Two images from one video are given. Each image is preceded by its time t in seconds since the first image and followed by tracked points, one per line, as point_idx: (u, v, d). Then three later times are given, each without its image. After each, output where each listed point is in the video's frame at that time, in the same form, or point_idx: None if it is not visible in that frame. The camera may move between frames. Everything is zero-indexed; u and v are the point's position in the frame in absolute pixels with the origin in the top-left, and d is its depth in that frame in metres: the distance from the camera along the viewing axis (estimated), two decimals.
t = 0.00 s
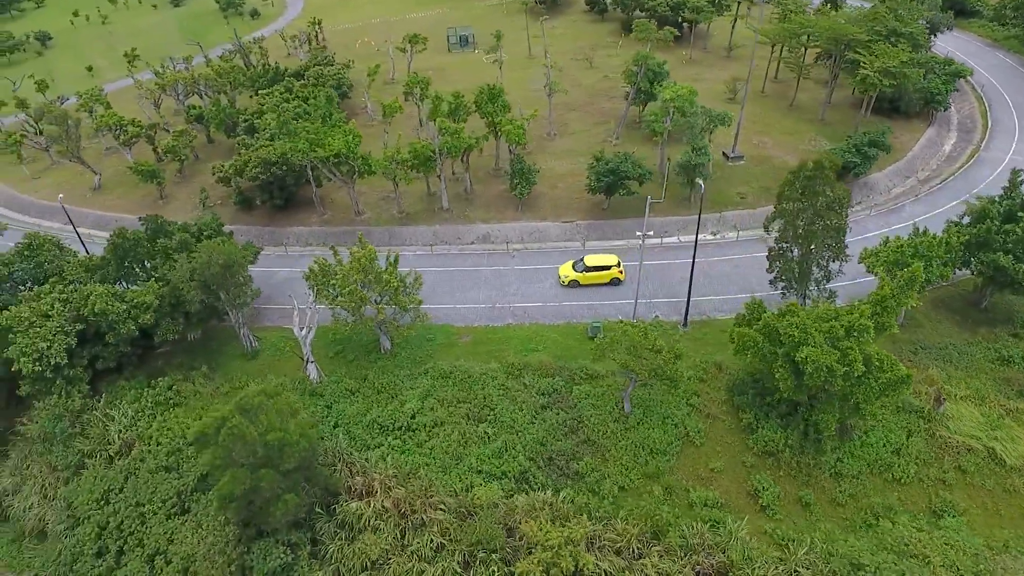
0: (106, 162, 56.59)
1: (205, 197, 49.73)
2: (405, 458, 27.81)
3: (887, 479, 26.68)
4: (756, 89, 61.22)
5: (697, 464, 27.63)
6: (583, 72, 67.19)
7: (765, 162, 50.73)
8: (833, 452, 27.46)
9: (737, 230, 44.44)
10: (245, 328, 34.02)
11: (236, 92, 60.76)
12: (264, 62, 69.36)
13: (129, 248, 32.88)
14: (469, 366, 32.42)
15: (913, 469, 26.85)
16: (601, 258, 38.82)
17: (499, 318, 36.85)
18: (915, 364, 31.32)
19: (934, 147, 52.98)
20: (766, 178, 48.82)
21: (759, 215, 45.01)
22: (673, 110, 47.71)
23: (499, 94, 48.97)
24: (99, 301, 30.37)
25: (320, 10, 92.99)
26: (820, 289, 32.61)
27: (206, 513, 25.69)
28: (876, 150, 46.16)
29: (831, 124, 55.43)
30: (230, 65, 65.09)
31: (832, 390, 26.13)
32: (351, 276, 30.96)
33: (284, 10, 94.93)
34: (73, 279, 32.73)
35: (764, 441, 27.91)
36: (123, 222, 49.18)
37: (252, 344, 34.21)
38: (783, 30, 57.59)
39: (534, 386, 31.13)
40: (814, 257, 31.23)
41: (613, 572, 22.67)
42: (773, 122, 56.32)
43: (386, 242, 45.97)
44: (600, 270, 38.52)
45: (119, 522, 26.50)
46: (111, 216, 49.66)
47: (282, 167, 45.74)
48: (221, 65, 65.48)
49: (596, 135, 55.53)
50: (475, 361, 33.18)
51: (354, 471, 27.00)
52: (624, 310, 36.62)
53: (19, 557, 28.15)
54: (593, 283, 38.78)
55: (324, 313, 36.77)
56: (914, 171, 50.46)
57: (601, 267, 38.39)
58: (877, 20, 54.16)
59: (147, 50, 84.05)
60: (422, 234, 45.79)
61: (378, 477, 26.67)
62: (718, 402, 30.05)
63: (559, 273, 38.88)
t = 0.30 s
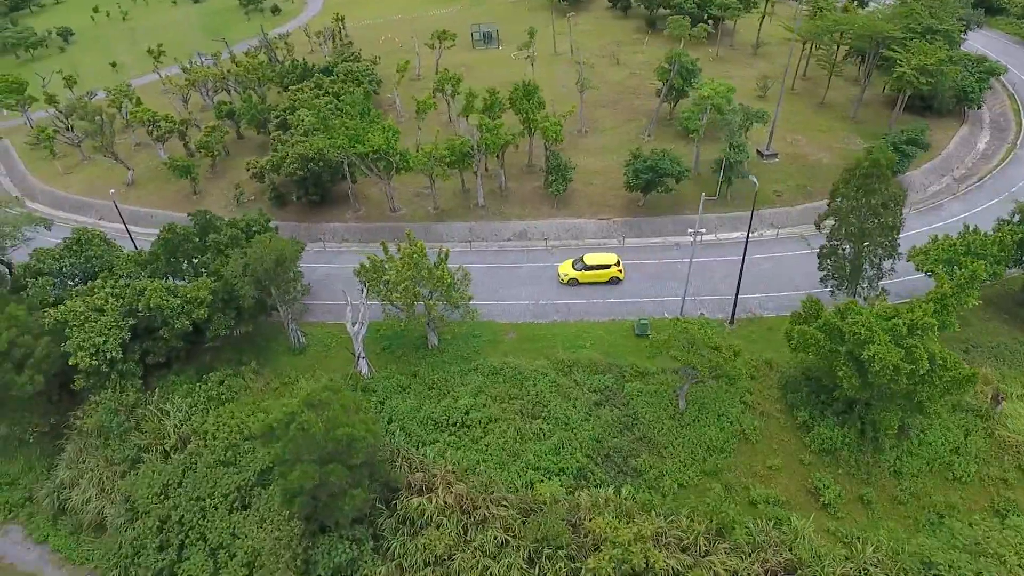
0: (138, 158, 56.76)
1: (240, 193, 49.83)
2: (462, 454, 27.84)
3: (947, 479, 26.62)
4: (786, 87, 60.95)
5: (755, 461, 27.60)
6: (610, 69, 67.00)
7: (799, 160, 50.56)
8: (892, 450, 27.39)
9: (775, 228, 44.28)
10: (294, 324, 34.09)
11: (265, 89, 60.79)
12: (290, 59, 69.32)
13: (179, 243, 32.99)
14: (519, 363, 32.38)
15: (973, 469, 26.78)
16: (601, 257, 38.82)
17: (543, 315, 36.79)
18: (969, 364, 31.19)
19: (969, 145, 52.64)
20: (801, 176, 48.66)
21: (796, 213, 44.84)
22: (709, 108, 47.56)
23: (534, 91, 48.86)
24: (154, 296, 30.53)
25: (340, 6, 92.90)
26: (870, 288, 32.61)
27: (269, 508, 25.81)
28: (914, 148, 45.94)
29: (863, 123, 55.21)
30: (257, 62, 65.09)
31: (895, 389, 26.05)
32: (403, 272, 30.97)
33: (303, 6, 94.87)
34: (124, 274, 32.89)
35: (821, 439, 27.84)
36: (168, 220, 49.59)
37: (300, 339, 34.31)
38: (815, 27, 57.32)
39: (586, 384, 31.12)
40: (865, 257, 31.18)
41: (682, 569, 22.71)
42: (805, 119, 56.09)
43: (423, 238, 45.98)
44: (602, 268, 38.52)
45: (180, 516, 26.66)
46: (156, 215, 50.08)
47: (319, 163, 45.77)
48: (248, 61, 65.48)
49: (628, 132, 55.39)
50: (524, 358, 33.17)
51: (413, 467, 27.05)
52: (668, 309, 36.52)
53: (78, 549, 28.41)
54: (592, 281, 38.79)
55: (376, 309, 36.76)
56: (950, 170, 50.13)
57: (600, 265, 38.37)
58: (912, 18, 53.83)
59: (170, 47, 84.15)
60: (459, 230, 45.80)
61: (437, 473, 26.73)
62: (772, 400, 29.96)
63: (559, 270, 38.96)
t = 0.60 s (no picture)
0: (172, 154, 56.74)
1: (279, 190, 49.86)
2: (527, 451, 27.88)
3: (1015, 478, 26.63)
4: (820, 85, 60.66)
5: (820, 460, 27.62)
6: (640, 66, 66.78)
7: (838, 157, 50.35)
8: (959, 449, 27.40)
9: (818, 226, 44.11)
10: (348, 320, 34.09)
11: (298, 85, 60.72)
12: (319, 55, 69.26)
13: (235, 239, 33.03)
14: (576, 361, 32.35)
15: None
16: (601, 256, 38.61)
17: (594, 312, 36.69)
18: None
19: (1007, 144, 52.32)
20: (842, 173, 48.46)
21: (839, 211, 44.65)
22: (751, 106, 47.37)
23: (574, 88, 48.74)
24: (215, 293, 30.67)
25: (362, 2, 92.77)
26: (927, 287, 32.52)
27: (339, 504, 25.90)
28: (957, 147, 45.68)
29: (900, 121, 54.94)
30: (288, 58, 65.04)
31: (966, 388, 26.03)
32: (463, 270, 30.94)
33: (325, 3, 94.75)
34: (180, 271, 32.95)
35: (887, 438, 27.79)
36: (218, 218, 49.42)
37: (353, 336, 34.30)
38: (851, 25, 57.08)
39: (645, 381, 31.12)
40: (925, 256, 31.05)
41: (761, 567, 22.79)
42: (841, 117, 55.82)
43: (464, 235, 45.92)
44: (601, 268, 38.27)
45: (249, 511, 26.78)
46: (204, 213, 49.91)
47: (360, 160, 45.74)
48: (279, 58, 65.42)
49: (663, 130, 55.22)
50: (578, 355, 33.13)
51: (480, 463, 27.08)
52: (721, 308, 36.46)
53: (145, 543, 28.60)
54: (591, 280, 38.53)
55: (435, 305, 36.74)
56: (990, 169, 49.83)
57: (600, 265, 38.13)
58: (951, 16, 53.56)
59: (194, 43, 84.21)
60: (500, 227, 45.74)
61: (505, 469, 26.76)
62: (833, 398, 29.93)
63: (558, 270, 38.77)
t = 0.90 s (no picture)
0: (205, 151, 56.94)
1: (316, 187, 50.00)
2: (588, 449, 27.94)
3: None
4: (852, 85, 60.47)
5: (881, 460, 27.61)
6: (669, 65, 66.67)
7: (876, 157, 50.16)
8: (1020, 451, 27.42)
9: (858, 226, 44.12)
10: (399, 318, 34.30)
11: (329, 83, 60.87)
12: (347, 54, 69.34)
13: (288, 236, 33.21)
14: (629, 360, 32.34)
15: None
16: (603, 256, 38.90)
17: (641, 311, 36.70)
18: None
19: None
20: (880, 173, 48.30)
21: (879, 210, 44.60)
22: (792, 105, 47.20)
23: (612, 86, 48.71)
24: (272, 290, 30.82)
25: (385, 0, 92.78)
26: (979, 288, 32.52)
27: (404, 500, 26.00)
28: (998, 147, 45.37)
29: (936, 121, 54.75)
30: (317, 57, 65.15)
31: None
32: (518, 268, 31.01)
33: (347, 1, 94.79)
34: (233, 267, 33.12)
35: (948, 438, 27.79)
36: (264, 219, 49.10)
37: (403, 333, 34.47)
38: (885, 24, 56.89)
39: (700, 380, 31.16)
40: (982, 257, 30.99)
41: (832, 567, 22.82)
42: (876, 117, 55.62)
43: (503, 233, 45.96)
44: (603, 268, 38.54)
45: (312, 507, 26.89)
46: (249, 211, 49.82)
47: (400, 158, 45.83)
48: (308, 55, 65.53)
49: (696, 129, 55.09)
50: (630, 355, 33.15)
51: (543, 461, 27.12)
52: (769, 308, 36.43)
53: (206, 538, 28.80)
54: (591, 280, 38.81)
55: (489, 303, 36.63)
56: None
57: (601, 264, 38.46)
58: (989, 15, 53.35)
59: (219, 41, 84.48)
60: (539, 226, 45.78)
61: (568, 467, 26.83)
62: (891, 398, 29.89)
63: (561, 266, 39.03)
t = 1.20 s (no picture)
0: (247, 146, 57.44)
1: (360, 184, 50.27)
2: (653, 450, 27.99)
3: None
4: (895, 87, 59.85)
5: (949, 465, 27.45)
6: (707, 65, 66.35)
7: (923, 160, 49.65)
8: None
9: (909, 230, 43.71)
10: (456, 316, 34.43)
11: (369, 80, 61.12)
12: (383, 52, 69.59)
13: (348, 233, 33.40)
14: (688, 361, 32.30)
15: None
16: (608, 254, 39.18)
17: (695, 313, 36.63)
18: None
19: None
20: (929, 176, 47.80)
21: (930, 215, 44.16)
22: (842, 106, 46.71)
23: (658, 86, 48.54)
24: (336, 286, 31.07)
25: None
26: None
27: (473, 496, 26.17)
28: None
29: (983, 124, 54.08)
30: (355, 54, 65.44)
31: None
32: (579, 268, 31.10)
33: None
34: (293, 263, 33.37)
35: (1017, 445, 27.58)
36: (313, 218, 48.77)
37: (459, 331, 34.65)
38: (930, 26, 56.34)
39: (761, 382, 31.08)
40: None
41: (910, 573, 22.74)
42: (921, 119, 55.02)
43: (548, 232, 45.97)
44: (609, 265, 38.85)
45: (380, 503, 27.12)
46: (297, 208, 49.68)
47: (446, 156, 45.94)
48: (347, 52, 65.83)
49: (738, 130, 54.83)
50: (687, 356, 33.12)
51: (610, 461, 27.13)
52: (824, 311, 36.26)
53: (271, 531, 29.11)
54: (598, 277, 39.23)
55: (549, 301, 36.92)
56: None
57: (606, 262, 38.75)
58: None
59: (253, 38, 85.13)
60: (585, 225, 45.75)
61: (635, 467, 26.88)
62: (957, 403, 29.64)
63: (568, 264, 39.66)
